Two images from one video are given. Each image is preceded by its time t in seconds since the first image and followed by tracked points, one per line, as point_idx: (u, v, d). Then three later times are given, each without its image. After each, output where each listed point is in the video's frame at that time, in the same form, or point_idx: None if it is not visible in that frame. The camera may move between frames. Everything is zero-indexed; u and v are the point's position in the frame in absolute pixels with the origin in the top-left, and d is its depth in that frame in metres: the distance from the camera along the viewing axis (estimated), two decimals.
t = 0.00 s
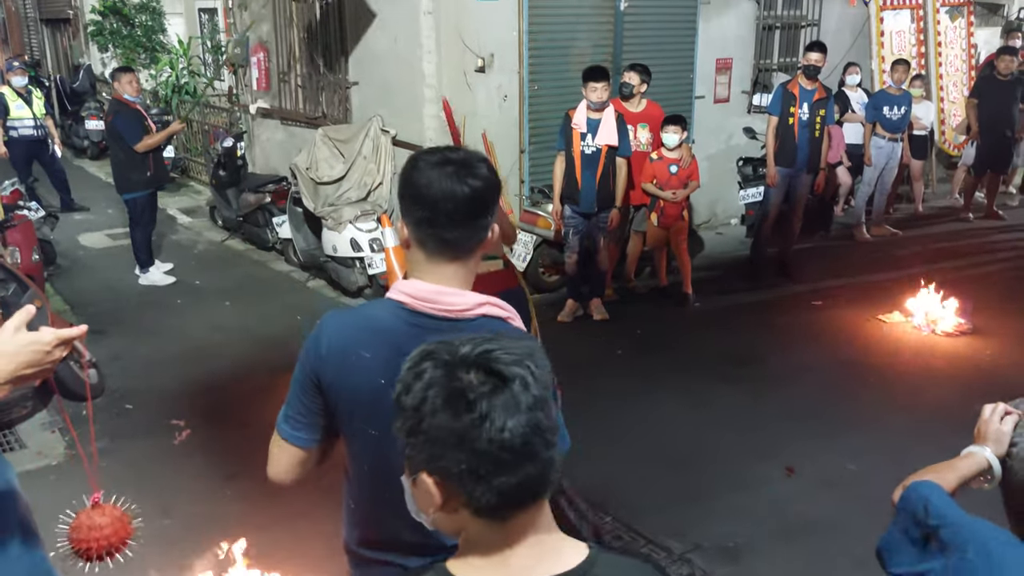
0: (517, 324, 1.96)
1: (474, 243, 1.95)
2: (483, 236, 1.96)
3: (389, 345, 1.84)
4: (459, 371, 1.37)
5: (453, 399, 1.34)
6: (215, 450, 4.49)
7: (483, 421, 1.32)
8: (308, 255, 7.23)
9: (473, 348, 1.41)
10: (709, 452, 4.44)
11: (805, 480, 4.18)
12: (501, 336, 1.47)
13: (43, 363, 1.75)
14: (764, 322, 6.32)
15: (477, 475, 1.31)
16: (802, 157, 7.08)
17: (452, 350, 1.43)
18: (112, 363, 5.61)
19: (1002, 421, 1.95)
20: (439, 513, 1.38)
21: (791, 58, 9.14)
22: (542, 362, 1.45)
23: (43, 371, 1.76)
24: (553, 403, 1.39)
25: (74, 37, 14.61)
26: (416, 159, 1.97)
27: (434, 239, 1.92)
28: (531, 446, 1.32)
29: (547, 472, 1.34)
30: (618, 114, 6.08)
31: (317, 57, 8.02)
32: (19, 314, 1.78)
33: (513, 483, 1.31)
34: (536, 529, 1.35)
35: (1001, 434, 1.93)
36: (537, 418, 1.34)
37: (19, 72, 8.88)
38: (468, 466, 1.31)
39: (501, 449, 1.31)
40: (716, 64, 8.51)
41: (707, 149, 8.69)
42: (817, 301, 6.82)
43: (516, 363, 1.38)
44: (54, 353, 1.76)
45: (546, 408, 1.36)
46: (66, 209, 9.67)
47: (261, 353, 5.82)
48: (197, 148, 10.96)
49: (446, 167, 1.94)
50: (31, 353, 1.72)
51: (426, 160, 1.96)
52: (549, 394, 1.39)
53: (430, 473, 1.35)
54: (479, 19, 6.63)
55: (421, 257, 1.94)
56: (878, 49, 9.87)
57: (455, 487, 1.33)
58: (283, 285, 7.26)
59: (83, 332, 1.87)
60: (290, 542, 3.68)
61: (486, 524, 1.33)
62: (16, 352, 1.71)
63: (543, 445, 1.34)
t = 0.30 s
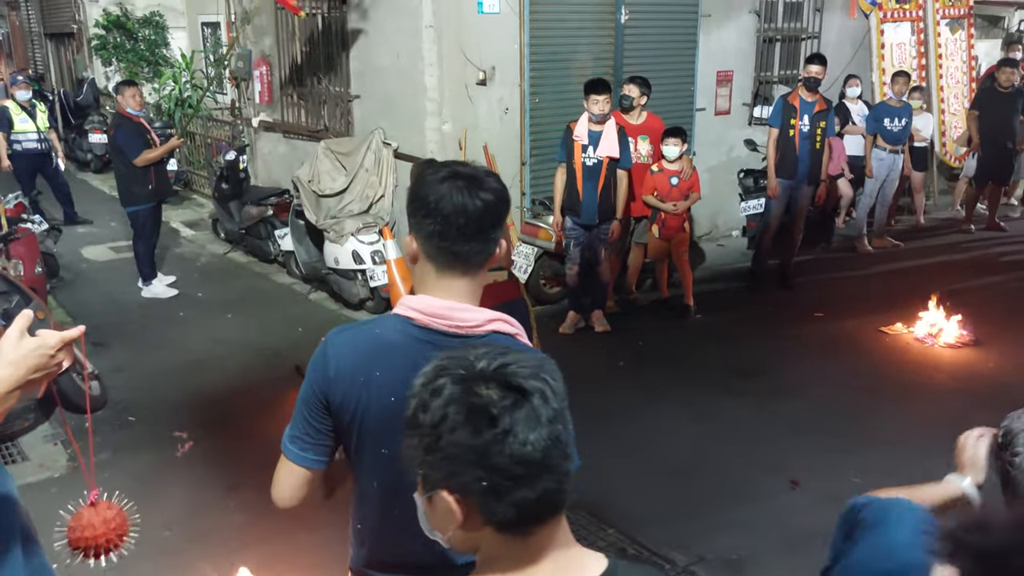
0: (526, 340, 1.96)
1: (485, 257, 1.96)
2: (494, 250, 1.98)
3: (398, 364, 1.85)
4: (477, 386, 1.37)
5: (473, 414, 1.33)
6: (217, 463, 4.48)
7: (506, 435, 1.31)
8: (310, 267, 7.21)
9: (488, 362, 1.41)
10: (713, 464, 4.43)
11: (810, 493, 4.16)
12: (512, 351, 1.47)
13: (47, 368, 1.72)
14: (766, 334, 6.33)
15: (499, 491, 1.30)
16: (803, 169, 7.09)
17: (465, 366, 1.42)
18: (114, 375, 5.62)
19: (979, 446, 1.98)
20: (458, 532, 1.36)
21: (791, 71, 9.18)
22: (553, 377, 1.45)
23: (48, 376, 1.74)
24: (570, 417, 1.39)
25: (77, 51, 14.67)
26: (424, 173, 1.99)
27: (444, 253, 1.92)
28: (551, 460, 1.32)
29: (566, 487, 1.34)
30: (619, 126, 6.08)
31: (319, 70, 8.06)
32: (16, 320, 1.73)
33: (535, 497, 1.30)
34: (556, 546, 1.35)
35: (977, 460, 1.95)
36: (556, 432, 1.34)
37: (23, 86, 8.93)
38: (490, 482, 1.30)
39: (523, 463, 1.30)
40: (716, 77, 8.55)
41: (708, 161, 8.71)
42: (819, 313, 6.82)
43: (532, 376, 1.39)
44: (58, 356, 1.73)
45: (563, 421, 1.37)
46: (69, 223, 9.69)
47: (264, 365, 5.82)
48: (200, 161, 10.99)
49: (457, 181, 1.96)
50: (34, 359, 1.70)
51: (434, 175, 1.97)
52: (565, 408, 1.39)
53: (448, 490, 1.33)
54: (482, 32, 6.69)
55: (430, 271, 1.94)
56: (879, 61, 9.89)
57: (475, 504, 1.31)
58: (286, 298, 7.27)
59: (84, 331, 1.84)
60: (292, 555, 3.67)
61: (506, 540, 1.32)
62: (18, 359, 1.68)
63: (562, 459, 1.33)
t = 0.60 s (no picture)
0: (528, 349, 1.96)
1: (491, 267, 1.96)
2: (500, 260, 1.97)
3: (396, 371, 1.84)
4: (522, 390, 1.42)
5: (522, 417, 1.38)
6: (220, 468, 4.48)
7: (560, 434, 1.36)
8: (312, 272, 7.25)
9: (525, 367, 1.47)
10: (716, 470, 4.41)
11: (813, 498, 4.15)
12: (539, 356, 1.54)
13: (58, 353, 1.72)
14: (769, 339, 6.32)
15: (556, 490, 1.34)
16: (805, 174, 7.09)
17: (502, 373, 1.47)
18: (117, 381, 5.62)
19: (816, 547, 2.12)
20: (511, 539, 1.38)
21: (793, 76, 9.18)
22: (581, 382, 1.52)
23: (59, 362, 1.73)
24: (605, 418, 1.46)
25: (80, 58, 14.68)
26: (439, 177, 2.00)
27: (449, 259, 1.93)
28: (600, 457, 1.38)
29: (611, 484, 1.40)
30: (621, 131, 6.08)
31: (321, 76, 8.07)
32: (14, 315, 1.73)
33: (588, 494, 1.36)
34: (600, 542, 1.40)
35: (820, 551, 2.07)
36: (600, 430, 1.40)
37: (26, 92, 8.95)
38: (547, 482, 1.34)
39: (576, 460, 1.35)
40: (718, 82, 8.55)
41: (710, 166, 8.71)
42: (822, 318, 6.81)
43: (571, 378, 1.46)
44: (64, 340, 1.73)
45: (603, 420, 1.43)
46: (72, 228, 9.70)
47: (266, 371, 5.82)
48: (202, 167, 11.01)
49: (469, 190, 1.96)
50: (47, 347, 1.69)
51: (448, 180, 1.98)
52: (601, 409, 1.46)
53: (503, 494, 1.37)
54: (483, 39, 6.67)
55: (435, 277, 1.95)
56: (881, 67, 9.89)
57: (532, 505, 1.35)
58: (288, 303, 7.28)
59: (78, 314, 1.82)
60: (294, 560, 3.66)
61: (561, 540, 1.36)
62: (33, 347, 1.66)
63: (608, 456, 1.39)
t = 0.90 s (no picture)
0: (533, 358, 1.88)
1: (489, 271, 1.95)
2: (499, 266, 1.97)
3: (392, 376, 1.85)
4: (472, 394, 1.37)
5: (470, 419, 1.33)
6: (224, 470, 4.49)
7: (511, 433, 1.31)
8: (317, 275, 7.22)
9: (475, 373, 1.43)
10: (720, 472, 4.41)
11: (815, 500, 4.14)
12: (489, 363, 1.50)
13: (76, 333, 1.75)
14: (774, 342, 6.31)
15: (512, 491, 1.28)
16: (809, 176, 7.09)
17: (451, 382, 1.43)
18: (121, 383, 5.63)
19: None
20: (470, 546, 1.32)
21: (797, 79, 9.21)
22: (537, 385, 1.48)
23: (78, 342, 1.76)
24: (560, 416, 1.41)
25: (86, 62, 14.71)
26: (441, 180, 2.00)
27: (447, 264, 1.93)
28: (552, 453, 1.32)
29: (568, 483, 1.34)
30: (625, 134, 6.08)
31: (326, 79, 8.09)
32: (29, 303, 1.75)
33: (545, 493, 1.30)
34: (556, 542, 1.36)
35: None
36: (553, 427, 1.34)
37: (32, 96, 8.98)
38: (502, 482, 1.28)
39: (528, 458, 1.29)
40: (722, 85, 8.56)
41: (714, 169, 8.70)
42: (827, 321, 6.79)
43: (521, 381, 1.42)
44: (80, 321, 1.76)
45: (556, 417, 1.38)
46: (78, 231, 9.74)
47: (271, 373, 5.83)
48: (207, 171, 11.04)
49: (470, 195, 1.96)
50: (63, 327, 1.72)
51: (449, 183, 1.98)
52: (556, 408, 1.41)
53: (455, 500, 1.30)
54: (487, 42, 6.68)
55: (434, 283, 1.96)
56: (886, 70, 9.88)
57: (486, 506, 1.29)
58: (292, 306, 7.29)
59: (97, 297, 1.86)
60: (298, 562, 3.66)
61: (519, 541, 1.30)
62: (49, 329, 1.70)
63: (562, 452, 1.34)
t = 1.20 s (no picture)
0: (538, 357, 1.89)
1: (490, 275, 1.95)
2: (500, 271, 1.96)
3: (391, 379, 1.88)
4: (270, 415, 1.25)
5: (270, 446, 1.22)
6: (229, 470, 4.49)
7: (299, 467, 1.20)
8: (322, 276, 7.23)
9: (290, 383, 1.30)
10: (726, 473, 4.40)
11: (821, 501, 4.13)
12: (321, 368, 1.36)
13: (83, 310, 1.75)
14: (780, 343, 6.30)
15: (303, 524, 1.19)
16: (816, 177, 7.06)
17: (267, 390, 1.30)
18: (128, 382, 5.65)
19: None
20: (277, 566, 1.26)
21: (804, 80, 9.16)
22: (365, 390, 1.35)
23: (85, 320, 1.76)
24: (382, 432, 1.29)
25: (93, 63, 14.73)
26: (447, 183, 2.01)
27: (449, 268, 1.94)
28: (360, 486, 1.21)
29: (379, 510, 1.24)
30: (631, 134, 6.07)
31: (332, 80, 8.10)
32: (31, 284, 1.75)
33: (344, 526, 1.20)
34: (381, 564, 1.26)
35: None
36: (362, 457, 1.23)
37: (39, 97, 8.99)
38: (289, 516, 1.19)
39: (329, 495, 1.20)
40: (728, 85, 8.55)
41: (720, 170, 8.69)
42: (833, 323, 6.77)
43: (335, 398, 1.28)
44: (85, 298, 1.76)
45: (371, 439, 1.26)
46: (85, 232, 9.76)
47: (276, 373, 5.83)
48: (213, 172, 11.06)
49: (472, 200, 1.96)
50: (69, 308, 1.71)
51: (454, 186, 1.99)
52: (373, 425, 1.28)
53: (255, 526, 1.23)
54: (493, 43, 6.70)
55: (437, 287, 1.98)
56: (892, 70, 9.86)
57: (286, 539, 1.21)
58: (298, 306, 7.29)
59: (97, 274, 1.85)
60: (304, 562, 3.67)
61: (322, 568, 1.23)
62: (55, 311, 1.69)
63: (372, 482, 1.23)
